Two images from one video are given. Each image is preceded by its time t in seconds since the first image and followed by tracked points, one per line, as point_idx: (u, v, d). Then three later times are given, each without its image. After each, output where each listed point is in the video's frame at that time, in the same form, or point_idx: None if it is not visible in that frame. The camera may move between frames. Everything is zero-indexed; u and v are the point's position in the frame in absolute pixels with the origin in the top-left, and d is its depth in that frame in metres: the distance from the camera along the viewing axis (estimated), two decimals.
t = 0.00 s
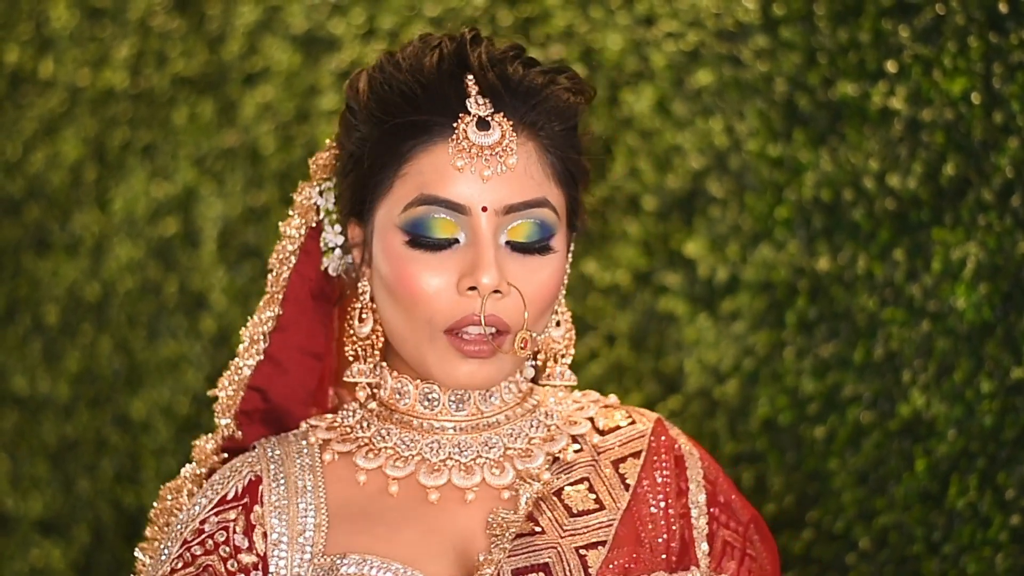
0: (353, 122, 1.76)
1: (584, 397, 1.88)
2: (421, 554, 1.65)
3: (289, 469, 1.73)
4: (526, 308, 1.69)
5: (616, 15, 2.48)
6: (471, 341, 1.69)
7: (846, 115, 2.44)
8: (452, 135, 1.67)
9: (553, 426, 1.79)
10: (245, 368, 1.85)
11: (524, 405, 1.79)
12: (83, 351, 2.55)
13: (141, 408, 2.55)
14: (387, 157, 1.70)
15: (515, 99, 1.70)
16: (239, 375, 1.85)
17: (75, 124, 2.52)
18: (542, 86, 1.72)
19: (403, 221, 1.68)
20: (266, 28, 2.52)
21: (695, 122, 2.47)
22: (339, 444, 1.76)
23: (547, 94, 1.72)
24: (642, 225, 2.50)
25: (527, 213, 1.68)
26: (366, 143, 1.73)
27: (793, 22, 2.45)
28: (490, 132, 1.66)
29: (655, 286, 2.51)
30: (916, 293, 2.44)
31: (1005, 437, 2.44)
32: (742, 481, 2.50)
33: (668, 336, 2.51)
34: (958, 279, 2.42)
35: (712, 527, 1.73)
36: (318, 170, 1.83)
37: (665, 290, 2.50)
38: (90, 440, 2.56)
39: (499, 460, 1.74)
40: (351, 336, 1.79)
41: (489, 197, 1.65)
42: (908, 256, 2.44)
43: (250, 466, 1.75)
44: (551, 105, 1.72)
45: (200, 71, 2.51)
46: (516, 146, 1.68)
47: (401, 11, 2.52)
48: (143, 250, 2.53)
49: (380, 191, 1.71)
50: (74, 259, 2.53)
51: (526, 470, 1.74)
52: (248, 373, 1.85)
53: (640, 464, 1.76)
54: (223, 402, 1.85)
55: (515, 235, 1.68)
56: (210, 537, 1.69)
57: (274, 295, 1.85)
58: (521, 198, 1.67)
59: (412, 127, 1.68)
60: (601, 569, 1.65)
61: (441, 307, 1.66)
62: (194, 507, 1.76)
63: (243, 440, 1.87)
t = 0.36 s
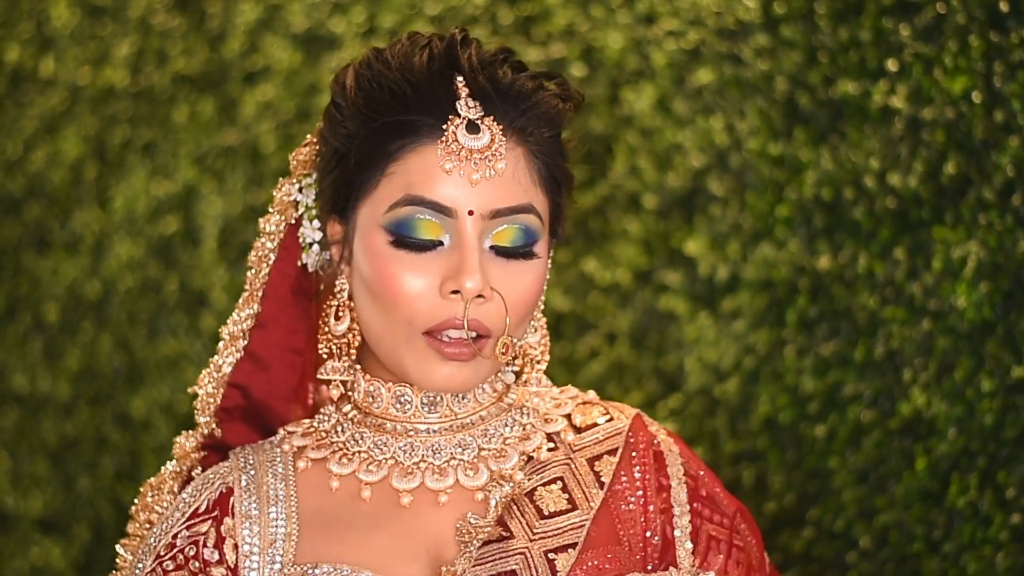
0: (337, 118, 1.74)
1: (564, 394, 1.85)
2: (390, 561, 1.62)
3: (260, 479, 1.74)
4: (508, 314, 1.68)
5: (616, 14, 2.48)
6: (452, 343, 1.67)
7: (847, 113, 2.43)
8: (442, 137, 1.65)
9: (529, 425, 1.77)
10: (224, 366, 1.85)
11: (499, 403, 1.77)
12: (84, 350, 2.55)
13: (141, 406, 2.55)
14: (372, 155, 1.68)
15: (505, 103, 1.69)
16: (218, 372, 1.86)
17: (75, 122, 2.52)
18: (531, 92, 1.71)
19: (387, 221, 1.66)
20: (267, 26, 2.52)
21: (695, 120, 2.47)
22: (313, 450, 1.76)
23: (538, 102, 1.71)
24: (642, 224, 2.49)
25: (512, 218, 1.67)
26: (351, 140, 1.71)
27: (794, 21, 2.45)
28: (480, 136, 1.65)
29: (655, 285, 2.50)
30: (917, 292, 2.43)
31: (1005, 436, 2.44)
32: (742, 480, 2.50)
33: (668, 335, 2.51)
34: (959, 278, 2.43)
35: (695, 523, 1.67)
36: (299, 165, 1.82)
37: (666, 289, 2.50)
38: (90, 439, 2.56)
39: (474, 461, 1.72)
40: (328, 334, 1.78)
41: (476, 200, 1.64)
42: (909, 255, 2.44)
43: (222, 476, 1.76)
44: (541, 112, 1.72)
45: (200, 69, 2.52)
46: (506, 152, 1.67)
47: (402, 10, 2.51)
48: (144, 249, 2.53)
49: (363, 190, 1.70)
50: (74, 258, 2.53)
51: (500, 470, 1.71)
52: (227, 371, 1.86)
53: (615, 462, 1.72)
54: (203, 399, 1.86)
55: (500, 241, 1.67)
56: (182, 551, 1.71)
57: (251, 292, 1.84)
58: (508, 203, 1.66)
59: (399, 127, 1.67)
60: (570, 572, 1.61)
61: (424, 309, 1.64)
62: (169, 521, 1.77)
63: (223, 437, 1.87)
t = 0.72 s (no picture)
0: (327, 116, 1.71)
1: (551, 393, 1.81)
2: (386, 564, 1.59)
3: (249, 484, 1.70)
4: (511, 306, 1.64)
5: (621, 12, 2.48)
6: (457, 336, 1.63)
7: (852, 112, 2.43)
8: (442, 130, 1.63)
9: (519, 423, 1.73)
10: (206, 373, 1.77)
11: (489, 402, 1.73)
12: (88, 348, 2.55)
13: (146, 405, 2.54)
14: (369, 150, 1.65)
15: (502, 98, 1.69)
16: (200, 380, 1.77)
17: (80, 121, 2.53)
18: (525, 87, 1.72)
19: (389, 215, 1.63)
20: (272, 25, 2.51)
21: (700, 118, 2.46)
22: (302, 454, 1.72)
23: (532, 98, 1.71)
24: (647, 222, 2.50)
25: (512, 210, 1.65)
26: (344, 136, 1.68)
27: (799, 19, 2.45)
28: (481, 129, 1.64)
29: (660, 284, 2.51)
30: (921, 291, 2.43)
31: (1009, 435, 2.44)
32: (747, 478, 2.51)
33: (673, 334, 2.51)
34: (964, 277, 2.42)
35: (690, 519, 1.65)
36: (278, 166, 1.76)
37: (671, 288, 2.50)
38: (95, 437, 2.56)
39: (465, 460, 1.68)
40: (319, 336, 1.73)
41: (478, 192, 1.62)
42: (914, 253, 2.43)
43: (210, 484, 1.72)
44: (536, 107, 1.71)
45: (205, 67, 2.51)
46: (506, 144, 1.65)
47: (409, 8, 2.51)
48: (148, 247, 2.53)
49: (360, 186, 1.66)
50: (79, 256, 2.54)
51: (491, 470, 1.68)
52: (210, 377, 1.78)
53: (606, 460, 1.69)
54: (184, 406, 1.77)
55: (502, 232, 1.65)
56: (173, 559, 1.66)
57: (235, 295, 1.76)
58: (510, 194, 1.64)
59: (396, 120, 1.64)
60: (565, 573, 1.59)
61: (428, 304, 1.60)
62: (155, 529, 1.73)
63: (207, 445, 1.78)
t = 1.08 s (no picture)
0: (324, 102, 1.63)
1: (544, 384, 1.77)
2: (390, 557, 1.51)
3: (245, 467, 1.58)
4: (525, 284, 1.57)
5: (620, 16, 2.48)
6: (473, 316, 1.55)
7: (851, 117, 2.43)
8: (451, 109, 1.56)
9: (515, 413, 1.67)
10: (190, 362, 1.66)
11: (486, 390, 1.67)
12: (88, 352, 2.55)
13: (145, 409, 2.54)
14: (374, 130, 1.56)
15: (508, 78, 1.63)
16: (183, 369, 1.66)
17: (79, 125, 2.54)
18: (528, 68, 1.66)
19: (399, 196, 1.55)
20: (271, 29, 2.51)
21: (700, 123, 2.47)
22: (298, 437, 1.62)
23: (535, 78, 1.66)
24: (646, 227, 2.51)
25: (522, 187, 1.58)
26: (345, 119, 1.59)
27: (798, 23, 2.45)
28: (489, 107, 1.57)
29: (660, 287, 2.52)
30: (920, 295, 2.43)
31: (1008, 439, 2.43)
32: (747, 482, 2.52)
33: (673, 338, 2.52)
34: (963, 281, 2.42)
35: (687, 513, 1.62)
36: (269, 151, 1.68)
37: (670, 292, 2.51)
38: (94, 441, 2.56)
39: (465, 449, 1.61)
40: (322, 325, 1.64)
41: (489, 170, 1.55)
42: (913, 257, 2.43)
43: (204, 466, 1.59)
44: (539, 87, 1.66)
45: (205, 72, 2.51)
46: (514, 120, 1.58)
47: (407, 12, 2.50)
48: (148, 252, 2.53)
49: (365, 169, 1.57)
50: (79, 260, 2.54)
51: (490, 460, 1.62)
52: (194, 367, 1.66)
53: (604, 454, 1.65)
54: (166, 396, 1.66)
55: (512, 210, 1.58)
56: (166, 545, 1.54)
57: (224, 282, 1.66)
58: (520, 172, 1.58)
59: (402, 100, 1.56)
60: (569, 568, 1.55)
61: (443, 284, 1.52)
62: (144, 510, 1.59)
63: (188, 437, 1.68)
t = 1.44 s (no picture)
0: (343, 95, 1.61)
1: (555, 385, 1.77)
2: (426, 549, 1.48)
3: (273, 453, 1.53)
4: (549, 272, 1.55)
5: (620, 17, 2.48)
6: (498, 305, 1.53)
7: (850, 117, 2.44)
8: (472, 98, 1.54)
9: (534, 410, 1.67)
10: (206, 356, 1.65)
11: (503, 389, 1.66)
12: (87, 354, 2.55)
13: (144, 410, 2.54)
14: (394, 121, 1.54)
15: (527, 67, 1.61)
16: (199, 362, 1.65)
17: (78, 126, 2.53)
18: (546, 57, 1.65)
19: (422, 186, 1.53)
20: (270, 30, 2.52)
21: (699, 123, 2.47)
22: (323, 423, 1.57)
23: (553, 67, 1.64)
24: (645, 227, 2.50)
25: (545, 175, 1.57)
26: (365, 111, 1.57)
27: (797, 24, 2.45)
28: (510, 96, 1.55)
29: (659, 288, 2.51)
30: (919, 296, 2.43)
31: (1007, 439, 2.43)
32: (746, 483, 2.51)
33: (671, 339, 2.51)
34: (962, 282, 2.42)
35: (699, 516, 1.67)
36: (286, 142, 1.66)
37: (669, 293, 2.51)
38: (93, 441, 2.56)
39: (490, 443, 1.60)
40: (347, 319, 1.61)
41: (512, 158, 1.53)
42: (912, 258, 2.43)
43: (231, 449, 1.53)
44: (558, 76, 1.64)
45: (203, 73, 2.51)
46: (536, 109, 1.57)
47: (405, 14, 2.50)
48: (147, 252, 2.53)
49: (386, 160, 1.55)
50: (77, 261, 2.54)
51: (515, 455, 1.61)
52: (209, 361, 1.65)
53: (623, 453, 1.67)
54: (181, 389, 1.65)
55: (535, 198, 1.57)
56: (195, 530, 1.46)
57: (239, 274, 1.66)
58: (543, 160, 1.56)
59: (422, 90, 1.54)
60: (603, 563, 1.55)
61: (469, 274, 1.50)
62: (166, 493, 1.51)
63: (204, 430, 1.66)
